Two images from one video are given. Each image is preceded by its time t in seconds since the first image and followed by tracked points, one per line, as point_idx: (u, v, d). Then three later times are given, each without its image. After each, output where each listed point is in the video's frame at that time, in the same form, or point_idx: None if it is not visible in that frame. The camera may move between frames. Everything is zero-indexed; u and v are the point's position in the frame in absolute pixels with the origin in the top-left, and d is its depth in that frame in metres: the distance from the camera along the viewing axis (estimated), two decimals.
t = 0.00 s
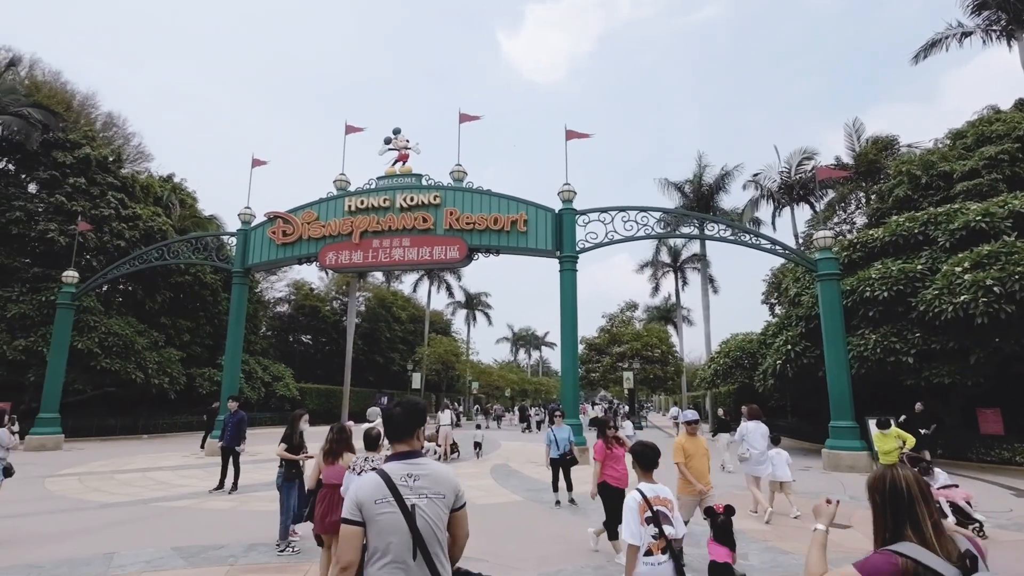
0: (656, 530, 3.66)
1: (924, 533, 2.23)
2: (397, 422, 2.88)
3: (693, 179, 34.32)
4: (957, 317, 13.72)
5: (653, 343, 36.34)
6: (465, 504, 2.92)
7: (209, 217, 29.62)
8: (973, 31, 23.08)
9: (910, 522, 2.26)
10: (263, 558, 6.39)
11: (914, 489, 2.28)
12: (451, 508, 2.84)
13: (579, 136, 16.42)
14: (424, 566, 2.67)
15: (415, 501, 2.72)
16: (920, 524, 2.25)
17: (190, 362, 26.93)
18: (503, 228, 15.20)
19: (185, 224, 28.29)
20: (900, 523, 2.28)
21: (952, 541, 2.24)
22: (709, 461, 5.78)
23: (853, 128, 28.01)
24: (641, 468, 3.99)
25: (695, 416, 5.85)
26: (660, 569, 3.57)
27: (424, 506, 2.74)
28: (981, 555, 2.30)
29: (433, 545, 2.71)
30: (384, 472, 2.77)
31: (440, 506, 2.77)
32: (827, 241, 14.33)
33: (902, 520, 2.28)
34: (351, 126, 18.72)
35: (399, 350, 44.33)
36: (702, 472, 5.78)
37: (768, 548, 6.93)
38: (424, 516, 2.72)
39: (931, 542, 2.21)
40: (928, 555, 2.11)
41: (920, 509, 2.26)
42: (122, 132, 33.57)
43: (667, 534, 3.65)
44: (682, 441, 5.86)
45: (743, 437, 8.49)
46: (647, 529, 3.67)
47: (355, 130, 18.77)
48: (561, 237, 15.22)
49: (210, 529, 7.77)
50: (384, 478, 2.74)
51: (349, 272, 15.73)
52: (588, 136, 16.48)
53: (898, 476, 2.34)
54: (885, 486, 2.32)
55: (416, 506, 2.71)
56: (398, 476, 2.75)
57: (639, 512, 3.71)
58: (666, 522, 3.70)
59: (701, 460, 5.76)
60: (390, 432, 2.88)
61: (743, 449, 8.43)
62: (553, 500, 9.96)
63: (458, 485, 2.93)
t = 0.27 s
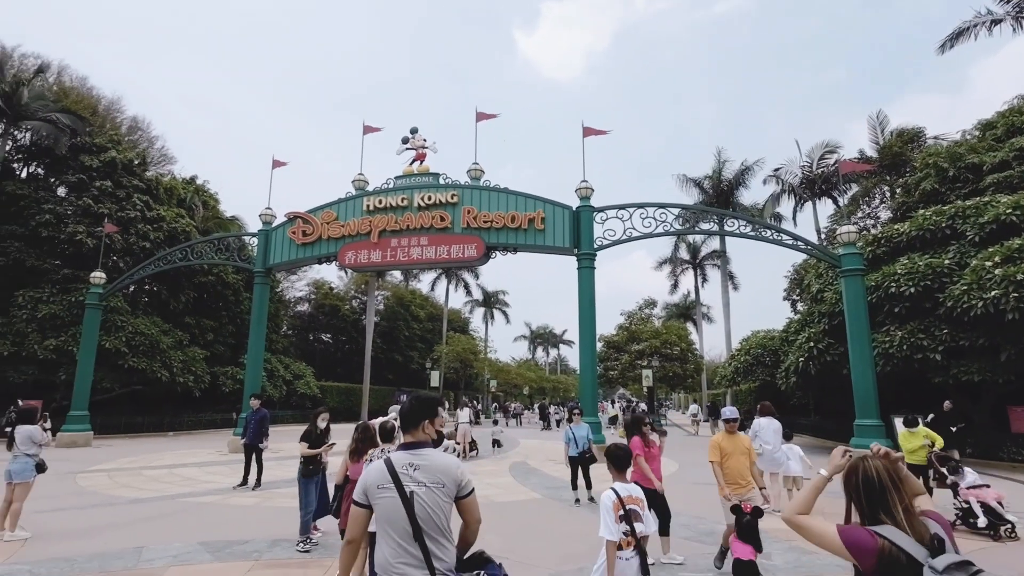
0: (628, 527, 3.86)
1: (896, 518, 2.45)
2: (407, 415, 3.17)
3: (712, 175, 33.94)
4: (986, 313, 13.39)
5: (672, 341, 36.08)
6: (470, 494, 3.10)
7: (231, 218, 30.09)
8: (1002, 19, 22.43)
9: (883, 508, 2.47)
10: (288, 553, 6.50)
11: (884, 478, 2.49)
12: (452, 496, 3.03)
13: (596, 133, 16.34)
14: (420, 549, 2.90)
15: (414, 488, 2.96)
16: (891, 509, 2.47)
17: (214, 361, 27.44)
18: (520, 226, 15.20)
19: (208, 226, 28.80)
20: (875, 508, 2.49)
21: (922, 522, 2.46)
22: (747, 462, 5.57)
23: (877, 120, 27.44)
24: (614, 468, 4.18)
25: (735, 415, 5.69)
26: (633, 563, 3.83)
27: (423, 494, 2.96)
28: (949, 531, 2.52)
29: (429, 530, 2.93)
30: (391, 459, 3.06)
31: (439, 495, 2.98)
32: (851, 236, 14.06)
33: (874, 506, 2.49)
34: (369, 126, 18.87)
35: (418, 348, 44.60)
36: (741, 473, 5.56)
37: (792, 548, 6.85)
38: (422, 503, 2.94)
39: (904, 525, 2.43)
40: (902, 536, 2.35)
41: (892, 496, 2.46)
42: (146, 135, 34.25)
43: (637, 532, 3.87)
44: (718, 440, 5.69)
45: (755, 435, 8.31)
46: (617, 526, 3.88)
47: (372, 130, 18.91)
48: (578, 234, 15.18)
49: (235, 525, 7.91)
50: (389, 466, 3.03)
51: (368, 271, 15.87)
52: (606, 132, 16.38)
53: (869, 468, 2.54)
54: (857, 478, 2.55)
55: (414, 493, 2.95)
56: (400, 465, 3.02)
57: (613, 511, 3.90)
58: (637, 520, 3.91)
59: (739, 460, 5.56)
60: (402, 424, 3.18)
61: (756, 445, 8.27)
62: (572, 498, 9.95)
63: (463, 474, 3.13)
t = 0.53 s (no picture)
0: (608, 507, 4.18)
1: (874, 514, 2.47)
2: (434, 412, 3.30)
3: (736, 169, 33.42)
4: None
5: (695, 338, 35.67)
6: (487, 492, 3.18)
7: (256, 219, 30.61)
8: None
9: (862, 504, 2.50)
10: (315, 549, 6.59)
11: (864, 477, 2.52)
12: (467, 493, 3.14)
13: (617, 129, 16.21)
14: (432, 539, 3.04)
15: (431, 481, 3.10)
16: (870, 506, 2.50)
17: (241, 359, 27.98)
18: (541, 223, 15.17)
19: (234, 227, 29.34)
20: (856, 504, 2.52)
21: (899, 518, 2.48)
22: (786, 468, 5.36)
23: (907, 110, 26.70)
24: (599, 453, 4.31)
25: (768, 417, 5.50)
26: (612, 542, 4.11)
27: (439, 487, 3.09)
28: (925, 528, 2.53)
29: (442, 523, 3.06)
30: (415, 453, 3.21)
31: (453, 489, 3.10)
32: (880, 229, 13.73)
33: (853, 502, 2.51)
34: (390, 126, 18.99)
35: (439, 346, 44.87)
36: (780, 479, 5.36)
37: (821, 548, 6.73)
38: (438, 496, 3.07)
39: (881, 520, 2.46)
40: (882, 531, 2.38)
41: (870, 495, 2.48)
42: (173, 139, 34.97)
43: (617, 512, 4.16)
44: (754, 445, 5.48)
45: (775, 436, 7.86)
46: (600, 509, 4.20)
47: (393, 130, 19.02)
48: (600, 231, 15.09)
49: (264, 520, 8.05)
50: (412, 457, 3.19)
51: (391, 270, 16.00)
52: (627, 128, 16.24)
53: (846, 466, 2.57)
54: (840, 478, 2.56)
55: (431, 486, 3.09)
56: (421, 459, 3.17)
57: (592, 492, 4.24)
58: (617, 501, 4.20)
59: (777, 466, 5.36)
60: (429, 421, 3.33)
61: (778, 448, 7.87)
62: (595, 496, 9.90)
63: (480, 472, 3.20)
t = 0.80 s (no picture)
0: (601, 499, 4.39)
1: (862, 505, 2.47)
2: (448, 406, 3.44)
3: (757, 164, 32.96)
4: None
5: (716, 336, 35.28)
6: (497, 480, 3.27)
7: (278, 220, 31.05)
8: None
9: (851, 493, 2.50)
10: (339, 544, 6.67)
11: (855, 469, 2.52)
12: (478, 481, 3.24)
13: (636, 125, 16.09)
14: (445, 524, 3.18)
15: (442, 471, 3.22)
16: (858, 496, 2.50)
17: (265, 358, 28.41)
18: (560, 221, 15.13)
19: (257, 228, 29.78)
20: (845, 494, 2.53)
21: (886, 509, 2.48)
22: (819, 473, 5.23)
23: (935, 101, 26.06)
24: (596, 449, 4.55)
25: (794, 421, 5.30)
26: (602, 531, 4.36)
27: (450, 477, 3.21)
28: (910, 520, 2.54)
29: (454, 509, 3.18)
30: (430, 445, 3.37)
31: (463, 478, 3.21)
32: (907, 224, 13.41)
33: (841, 492, 2.52)
34: (408, 126, 19.10)
35: (459, 344, 45.08)
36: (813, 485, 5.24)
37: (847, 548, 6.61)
38: (448, 484, 3.19)
39: (868, 509, 2.46)
40: (867, 518, 2.39)
41: (857, 484, 2.50)
42: (197, 142, 35.61)
43: (608, 504, 4.37)
44: (783, 449, 5.41)
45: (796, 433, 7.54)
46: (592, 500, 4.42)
47: (412, 129, 19.11)
48: (619, 229, 14.99)
49: (288, 516, 8.17)
50: (426, 448, 3.35)
51: (410, 269, 16.10)
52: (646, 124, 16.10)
53: (839, 457, 2.57)
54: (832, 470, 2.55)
55: (442, 475, 3.21)
56: (435, 450, 3.32)
57: (587, 484, 4.46)
58: (609, 494, 4.41)
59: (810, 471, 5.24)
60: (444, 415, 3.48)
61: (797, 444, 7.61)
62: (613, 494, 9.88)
63: (490, 462, 3.31)
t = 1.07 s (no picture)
0: (605, 490, 4.42)
1: (845, 498, 2.47)
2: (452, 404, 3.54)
3: (783, 158, 32.33)
4: None
5: (742, 333, 34.74)
6: (499, 472, 3.30)
7: (303, 220, 31.52)
8: None
9: (839, 487, 2.50)
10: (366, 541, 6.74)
11: (847, 463, 2.50)
12: (479, 474, 3.28)
13: (659, 120, 15.91)
14: (450, 517, 3.22)
15: (445, 465, 3.29)
16: (844, 491, 2.49)
17: (292, 357, 28.89)
18: (582, 219, 15.05)
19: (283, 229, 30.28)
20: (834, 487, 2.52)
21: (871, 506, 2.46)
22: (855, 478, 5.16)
23: (971, 90, 25.21)
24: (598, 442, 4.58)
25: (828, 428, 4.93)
26: (607, 521, 4.39)
27: (453, 470, 3.27)
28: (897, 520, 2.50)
29: (458, 500, 3.23)
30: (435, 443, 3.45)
31: (465, 471, 3.26)
32: (942, 217, 13.00)
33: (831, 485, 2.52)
34: (430, 126, 19.20)
35: (482, 343, 45.22)
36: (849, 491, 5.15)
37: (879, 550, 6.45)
38: (451, 477, 3.25)
39: (852, 504, 2.45)
40: (848, 513, 2.39)
41: (846, 480, 2.48)
42: (225, 145, 36.34)
43: (611, 495, 4.40)
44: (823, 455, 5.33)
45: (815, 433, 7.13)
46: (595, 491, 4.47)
47: (434, 130, 19.20)
48: (642, 226, 14.85)
49: (315, 512, 8.29)
50: (431, 446, 3.44)
51: (434, 269, 16.21)
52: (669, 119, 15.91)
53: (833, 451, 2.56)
54: (824, 461, 2.55)
55: (445, 470, 3.28)
56: (439, 447, 3.39)
57: (591, 476, 4.49)
58: (612, 485, 4.44)
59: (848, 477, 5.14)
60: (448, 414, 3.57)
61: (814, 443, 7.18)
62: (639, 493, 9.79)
63: (492, 456, 3.34)
